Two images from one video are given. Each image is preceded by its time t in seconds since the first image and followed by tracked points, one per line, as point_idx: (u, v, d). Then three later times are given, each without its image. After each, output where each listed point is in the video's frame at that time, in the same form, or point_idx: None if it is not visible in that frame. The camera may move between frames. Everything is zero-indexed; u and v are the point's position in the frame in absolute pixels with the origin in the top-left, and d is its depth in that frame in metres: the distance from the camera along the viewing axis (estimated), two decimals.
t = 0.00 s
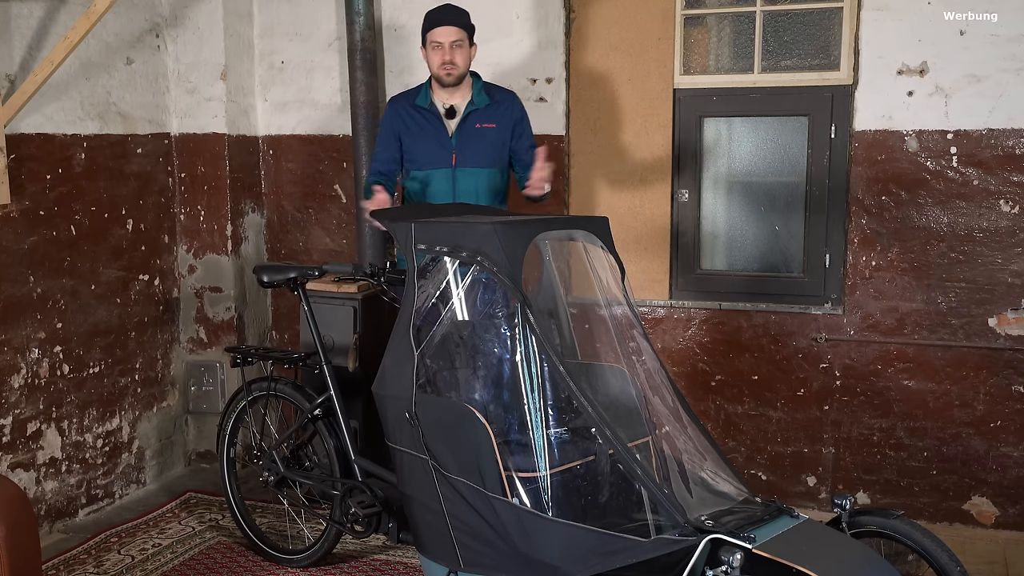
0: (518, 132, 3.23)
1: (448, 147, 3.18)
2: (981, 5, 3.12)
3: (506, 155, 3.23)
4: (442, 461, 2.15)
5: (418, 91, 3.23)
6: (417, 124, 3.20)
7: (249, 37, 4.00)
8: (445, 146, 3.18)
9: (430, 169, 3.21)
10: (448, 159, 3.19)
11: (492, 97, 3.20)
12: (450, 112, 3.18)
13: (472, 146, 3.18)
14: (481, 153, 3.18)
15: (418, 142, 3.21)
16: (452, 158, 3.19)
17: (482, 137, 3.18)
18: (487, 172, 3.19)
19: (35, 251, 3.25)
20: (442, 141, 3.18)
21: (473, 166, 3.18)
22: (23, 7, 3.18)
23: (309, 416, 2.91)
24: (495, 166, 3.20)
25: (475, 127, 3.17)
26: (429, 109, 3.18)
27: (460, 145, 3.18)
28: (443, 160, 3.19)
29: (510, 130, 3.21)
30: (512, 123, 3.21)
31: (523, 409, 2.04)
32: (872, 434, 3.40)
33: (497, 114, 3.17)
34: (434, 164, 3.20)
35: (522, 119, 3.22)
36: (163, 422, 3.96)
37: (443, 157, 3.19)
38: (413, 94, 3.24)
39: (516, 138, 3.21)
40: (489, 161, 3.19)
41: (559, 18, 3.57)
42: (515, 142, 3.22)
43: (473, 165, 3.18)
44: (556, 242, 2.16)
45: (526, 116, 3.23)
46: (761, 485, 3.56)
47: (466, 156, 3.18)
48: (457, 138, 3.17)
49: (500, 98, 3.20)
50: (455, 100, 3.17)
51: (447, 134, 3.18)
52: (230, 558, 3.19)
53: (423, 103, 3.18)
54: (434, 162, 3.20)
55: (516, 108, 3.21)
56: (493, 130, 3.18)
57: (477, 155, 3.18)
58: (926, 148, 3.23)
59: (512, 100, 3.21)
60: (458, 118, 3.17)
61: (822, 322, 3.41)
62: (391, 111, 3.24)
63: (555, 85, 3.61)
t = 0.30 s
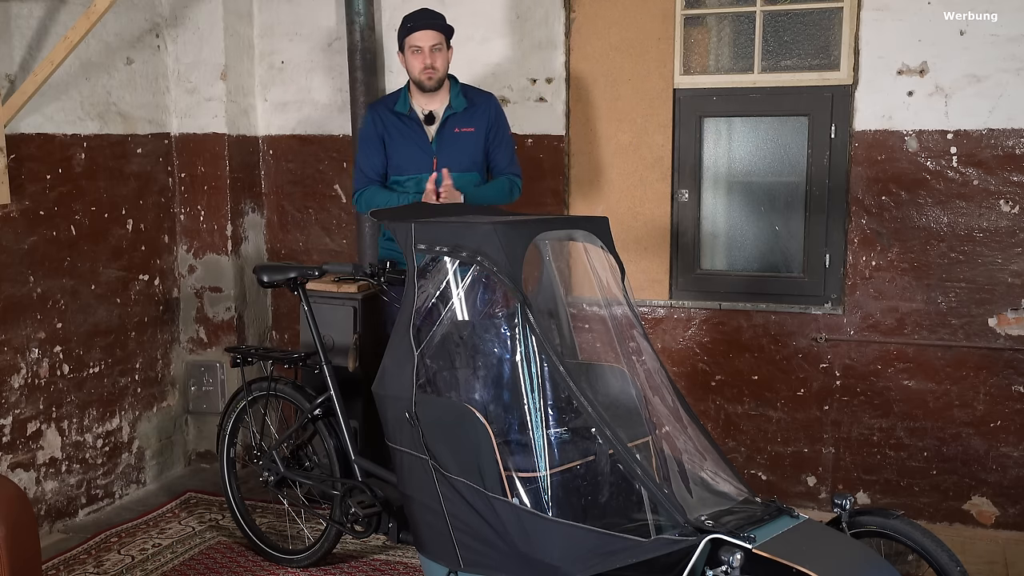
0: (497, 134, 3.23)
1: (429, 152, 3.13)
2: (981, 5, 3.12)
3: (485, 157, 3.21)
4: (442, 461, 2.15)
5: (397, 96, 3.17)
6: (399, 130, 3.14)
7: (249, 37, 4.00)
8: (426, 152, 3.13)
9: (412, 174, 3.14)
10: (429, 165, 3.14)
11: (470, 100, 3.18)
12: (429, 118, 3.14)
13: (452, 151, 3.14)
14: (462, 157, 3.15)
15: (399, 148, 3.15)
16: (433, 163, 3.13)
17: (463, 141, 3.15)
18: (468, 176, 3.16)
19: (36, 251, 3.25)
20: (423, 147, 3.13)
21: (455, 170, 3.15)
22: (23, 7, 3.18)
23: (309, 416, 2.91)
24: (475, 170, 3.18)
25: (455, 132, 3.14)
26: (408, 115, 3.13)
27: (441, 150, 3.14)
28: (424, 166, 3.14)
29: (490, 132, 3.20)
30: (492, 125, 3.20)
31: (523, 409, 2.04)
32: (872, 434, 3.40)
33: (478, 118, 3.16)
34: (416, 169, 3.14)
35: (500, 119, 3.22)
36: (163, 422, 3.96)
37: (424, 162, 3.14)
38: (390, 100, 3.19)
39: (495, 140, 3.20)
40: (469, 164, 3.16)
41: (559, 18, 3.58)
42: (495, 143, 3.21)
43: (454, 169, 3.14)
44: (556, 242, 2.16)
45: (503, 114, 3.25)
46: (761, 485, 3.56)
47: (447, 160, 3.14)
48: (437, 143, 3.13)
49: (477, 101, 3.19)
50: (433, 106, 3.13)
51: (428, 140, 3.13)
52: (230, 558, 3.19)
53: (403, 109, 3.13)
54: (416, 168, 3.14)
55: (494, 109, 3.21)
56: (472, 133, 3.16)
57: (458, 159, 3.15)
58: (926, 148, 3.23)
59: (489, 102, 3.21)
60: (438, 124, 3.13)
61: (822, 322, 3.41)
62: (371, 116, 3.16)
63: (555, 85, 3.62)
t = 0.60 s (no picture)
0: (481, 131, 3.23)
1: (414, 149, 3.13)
2: (981, 5, 3.12)
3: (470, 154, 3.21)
4: (442, 461, 2.15)
5: (382, 95, 3.18)
6: (385, 128, 3.14)
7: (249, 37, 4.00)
8: (411, 149, 3.13)
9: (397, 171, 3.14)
10: (414, 162, 3.13)
11: (454, 98, 3.18)
12: (414, 116, 3.14)
13: (436, 148, 3.14)
14: (447, 154, 3.15)
15: (385, 145, 3.15)
16: (418, 160, 3.13)
17: (448, 139, 3.15)
18: (453, 172, 3.16)
19: (35, 251, 3.25)
20: (409, 144, 3.13)
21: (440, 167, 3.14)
22: (23, 7, 3.18)
23: (309, 416, 2.91)
24: (460, 167, 3.17)
25: (439, 129, 3.14)
26: (393, 113, 3.13)
27: (426, 147, 3.13)
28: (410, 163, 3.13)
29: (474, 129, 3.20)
30: (476, 122, 3.20)
31: (523, 409, 2.04)
32: (872, 434, 3.40)
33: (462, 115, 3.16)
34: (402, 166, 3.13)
35: (484, 117, 3.22)
36: (163, 422, 3.96)
37: (409, 159, 3.13)
38: (376, 98, 3.19)
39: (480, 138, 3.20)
40: (455, 161, 3.16)
41: (559, 18, 3.58)
42: (480, 140, 3.21)
43: (439, 166, 3.14)
44: (556, 242, 2.16)
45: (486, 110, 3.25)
46: (761, 485, 3.56)
47: (432, 157, 3.13)
48: (422, 140, 3.13)
49: (461, 99, 3.19)
50: (417, 104, 3.13)
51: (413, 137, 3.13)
52: (230, 558, 3.19)
53: (387, 106, 3.13)
54: (402, 165, 3.13)
55: (478, 105, 3.22)
56: (457, 129, 3.16)
57: (443, 156, 3.14)
58: (926, 148, 3.23)
59: (472, 99, 3.22)
60: (423, 121, 3.13)
61: (822, 322, 3.41)
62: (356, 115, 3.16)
63: (555, 85, 3.63)
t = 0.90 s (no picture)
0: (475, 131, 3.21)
1: (407, 150, 3.13)
2: (981, 5, 3.12)
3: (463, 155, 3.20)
4: (442, 461, 2.15)
5: (376, 94, 3.17)
6: (378, 128, 3.15)
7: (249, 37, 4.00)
8: (404, 150, 3.13)
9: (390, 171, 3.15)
10: (407, 162, 3.14)
11: (446, 99, 3.16)
12: (407, 117, 3.13)
13: (429, 149, 3.14)
14: (439, 155, 3.14)
15: (378, 146, 3.15)
16: (411, 161, 3.13)
17: (441, 139, 3.15)
18: (445, 173, 3.16)
19: (35, 251, 3.25)
20: (401, 145, 3.13)
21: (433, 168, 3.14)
22: (23, 7, 3.18)
23: (309, 416, 2.91)
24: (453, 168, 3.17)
25: (432, 130, 3.14)
26: (387, 113, 3.13)
27: (419, 148, 3.13)
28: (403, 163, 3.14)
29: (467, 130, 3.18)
30: (468, 123, 3.19)
31: (523, 409, 2.04)
32: (872, 434, 3.40)
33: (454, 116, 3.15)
34: (395, 167, 3.15)
35: (476, 117, 3.19)
36: (163, 422, 3.96)
37: (403, 160, 3.14)
38: (370, 98, 3.19)
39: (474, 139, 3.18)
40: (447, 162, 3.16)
41: (559, 18, 3.59)
42: (473, 141, 3.19)
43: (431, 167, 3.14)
44: (556, 242, 2.16)
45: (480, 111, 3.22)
46: (761, 485, 3.56)
47: (425, 158, 3.13)
48: (415, 141, 3.13)
49: (453, 99, 3.17)
50: (411, 105, 3.12)
51: (406, 138, 3.13)
52: (230, 558, 3.19)
53: (380, 107, 3.13)
54: (395, 165, 3.14)
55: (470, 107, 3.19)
56: (449, 131, 3.15)
57: (436, 157, 3.14)
58: (926, 148, 3.23)
59: (465, 100, 3.20)
60: (415, 122, 3.13)
61: (822, 322, 3.41)
62: (349, 114, 3.17)
63: (555, 85, 3.63)
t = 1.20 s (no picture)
0: (472, 131, 3.22)
1: (405, 149, 3.13)
2: (981, 5, 3.12)
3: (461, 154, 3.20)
4: (442, 461, 2.15)
5: (374, 94, 3.17)
6: (376, 127, 3.14)
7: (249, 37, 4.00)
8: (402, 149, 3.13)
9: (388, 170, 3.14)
10: (406, 161, 3.13)
11: (445, 99, 3.18)
12: (406, 115, 3.13)
13: (428, 149, 3.14)
14: (438, 154, 3.15)
15: (376, 145, 3.15)
16: (410, 160, 3.13)
17: (439, 139, 3.15)
18: (444, 172, 3.16)
19: (35, 251, 3.25)
20: (400, 144, 3.13)
21: (431, 167, 3.15)
22: (23, 7, 3.18)
23: (309, 416, 2.91)
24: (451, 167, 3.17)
25: (431, 129, 3.14)
26: (385, 112, 3.13)
27: (418, 147, 3.13)
28: (401, 163, 3.14)
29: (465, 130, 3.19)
30: (465, 122, 3.19)
31: (523, 409, 2.04)
32: (872, 434, 3.40)
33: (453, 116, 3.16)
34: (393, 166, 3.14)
35: (474, 117, 3.21)
36: (163, 422, 3.95)
37: (401, 159, 3.13)
38: (367, 97, 3.19)
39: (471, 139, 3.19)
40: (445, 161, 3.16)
41: (559, 18, 3.59)
42: (470, 140, 3.20)
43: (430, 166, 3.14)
44: (556, 242, 2.16)
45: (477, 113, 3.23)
46: (761, 485, 3.56)
47: (424, 157, 3.14)
48: (414, 140, 3.13)
49: (451, 98, 3.19)
50: (410, 104, 3.12)
51: (405, 137, 3.13)
52: (230, 558, 3.19)
53: (379, 106, 3.13)
54: (392, 164, 3.14)
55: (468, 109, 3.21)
56: (448, 130, 3.16)
57: (435, 156, 3.15)
58: (926, 148, 3.23)
59: (462, 100, 3.21)
60: (414, 121, 3.13)
61: (822, 322, 3.41)
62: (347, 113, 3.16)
63: (555, 85, 3.63)
